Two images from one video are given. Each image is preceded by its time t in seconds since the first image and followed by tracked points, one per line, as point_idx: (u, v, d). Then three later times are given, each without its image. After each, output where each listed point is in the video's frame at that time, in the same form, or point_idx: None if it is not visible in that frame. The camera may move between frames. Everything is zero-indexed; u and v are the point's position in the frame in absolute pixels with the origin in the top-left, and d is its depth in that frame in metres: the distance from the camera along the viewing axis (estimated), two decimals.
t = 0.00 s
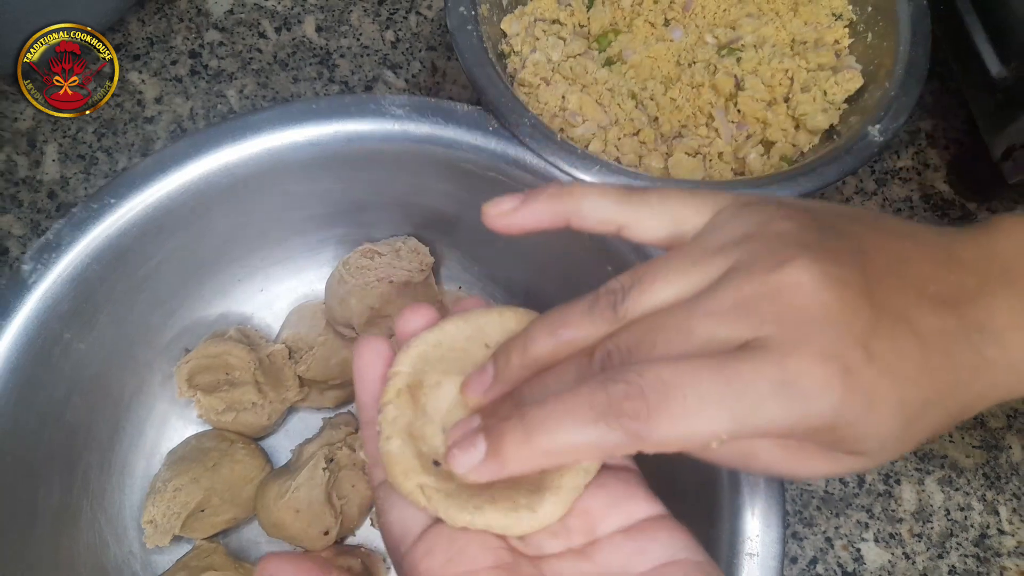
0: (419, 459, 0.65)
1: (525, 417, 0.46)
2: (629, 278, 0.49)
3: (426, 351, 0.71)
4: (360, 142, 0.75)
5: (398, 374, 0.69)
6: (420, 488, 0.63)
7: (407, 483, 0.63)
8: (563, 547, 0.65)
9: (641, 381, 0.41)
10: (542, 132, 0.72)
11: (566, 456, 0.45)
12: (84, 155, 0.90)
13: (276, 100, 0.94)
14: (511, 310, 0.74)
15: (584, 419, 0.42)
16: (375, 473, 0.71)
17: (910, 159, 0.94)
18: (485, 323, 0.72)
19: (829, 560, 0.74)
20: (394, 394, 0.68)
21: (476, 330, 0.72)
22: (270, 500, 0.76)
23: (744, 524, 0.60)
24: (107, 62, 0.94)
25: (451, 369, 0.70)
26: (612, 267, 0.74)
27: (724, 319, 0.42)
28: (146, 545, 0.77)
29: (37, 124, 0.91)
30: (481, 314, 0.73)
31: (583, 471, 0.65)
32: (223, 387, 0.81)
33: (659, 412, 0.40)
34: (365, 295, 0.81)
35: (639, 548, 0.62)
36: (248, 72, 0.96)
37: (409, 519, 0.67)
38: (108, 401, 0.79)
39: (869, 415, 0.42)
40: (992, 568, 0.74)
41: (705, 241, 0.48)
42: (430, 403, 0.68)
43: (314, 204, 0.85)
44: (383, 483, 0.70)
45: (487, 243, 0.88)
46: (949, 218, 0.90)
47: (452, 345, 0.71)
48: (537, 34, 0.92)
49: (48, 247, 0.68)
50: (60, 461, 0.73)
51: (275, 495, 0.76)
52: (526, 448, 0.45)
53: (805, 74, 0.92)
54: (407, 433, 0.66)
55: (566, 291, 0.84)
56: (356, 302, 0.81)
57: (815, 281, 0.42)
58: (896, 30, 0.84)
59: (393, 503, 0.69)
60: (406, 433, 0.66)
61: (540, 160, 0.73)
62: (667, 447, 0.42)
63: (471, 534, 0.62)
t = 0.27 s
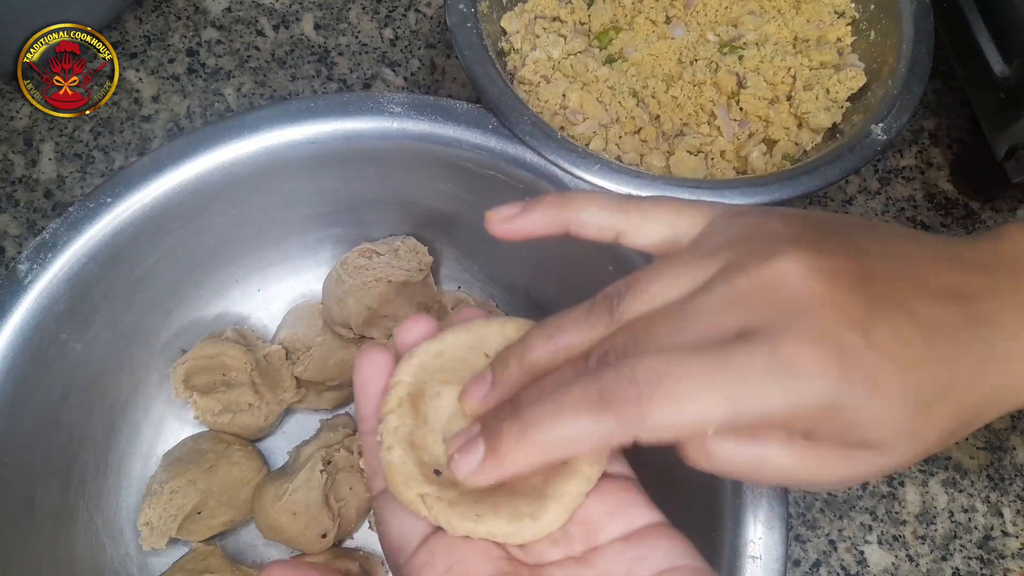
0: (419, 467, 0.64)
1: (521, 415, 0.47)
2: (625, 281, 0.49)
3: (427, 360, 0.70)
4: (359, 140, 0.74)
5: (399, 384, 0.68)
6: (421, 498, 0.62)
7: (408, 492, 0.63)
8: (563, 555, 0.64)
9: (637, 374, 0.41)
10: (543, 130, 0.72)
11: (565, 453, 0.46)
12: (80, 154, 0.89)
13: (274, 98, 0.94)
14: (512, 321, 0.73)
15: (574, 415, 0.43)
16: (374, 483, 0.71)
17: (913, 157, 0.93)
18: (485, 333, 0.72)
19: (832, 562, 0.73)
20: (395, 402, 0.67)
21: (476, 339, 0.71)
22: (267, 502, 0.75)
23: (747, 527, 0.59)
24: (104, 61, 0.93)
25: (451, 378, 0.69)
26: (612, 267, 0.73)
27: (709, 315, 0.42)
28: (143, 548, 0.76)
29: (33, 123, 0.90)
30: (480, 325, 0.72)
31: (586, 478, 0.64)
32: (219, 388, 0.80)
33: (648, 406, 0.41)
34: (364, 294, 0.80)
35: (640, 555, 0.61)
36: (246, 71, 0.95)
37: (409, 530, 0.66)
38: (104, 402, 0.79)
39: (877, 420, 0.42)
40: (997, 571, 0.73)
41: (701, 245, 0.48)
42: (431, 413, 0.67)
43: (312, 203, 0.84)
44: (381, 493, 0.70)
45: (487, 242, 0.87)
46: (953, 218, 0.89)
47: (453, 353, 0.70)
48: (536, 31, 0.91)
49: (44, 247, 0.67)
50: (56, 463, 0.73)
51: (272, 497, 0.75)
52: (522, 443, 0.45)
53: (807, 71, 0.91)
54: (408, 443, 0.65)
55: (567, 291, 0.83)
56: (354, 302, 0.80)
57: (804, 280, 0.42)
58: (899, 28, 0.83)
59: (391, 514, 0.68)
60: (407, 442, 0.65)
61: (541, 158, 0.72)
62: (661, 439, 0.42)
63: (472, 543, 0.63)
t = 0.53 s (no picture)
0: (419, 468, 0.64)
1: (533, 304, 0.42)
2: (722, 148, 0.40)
3: (426, 359, 0.68)
4: (359, 140, 0.74)
5: (398, 383, 0.66)
6: (421, 496, 0.62)
7: (408, 492, 0.63)
8: (563, 556, 0.65)
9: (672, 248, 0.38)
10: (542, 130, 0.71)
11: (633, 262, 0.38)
12: (80, 154, 0.89)
13: (274, 98, 0.94)
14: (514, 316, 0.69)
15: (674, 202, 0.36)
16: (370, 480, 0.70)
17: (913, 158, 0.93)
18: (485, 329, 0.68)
19: (832, 562, 0.73)
20: (394, 402, 0.66)
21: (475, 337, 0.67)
22: (267, 502, 0.75)
23: (746, 527, 0.60)
24: (105, 61, 0.93)
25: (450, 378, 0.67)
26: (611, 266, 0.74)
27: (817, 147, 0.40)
28: (143, 548, 0.77)
29: (33, 123, 0.90)
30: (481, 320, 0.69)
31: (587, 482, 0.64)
32: (219, 388, 0.81)
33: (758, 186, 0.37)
34: (364, 295, 0.80)
35: (641, 557, 0.62)
36: (246, 70, 0.95)
37: (408, 529, 0.66)
38: (104, 402, 0.79)
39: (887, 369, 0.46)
40: (996, 571, 0.73)
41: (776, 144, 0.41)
42: (431, 410, 0.67)
43: (312, 202, 0.85)
44: (379, 490, 0.69)
45: (487, 242, 0.87)
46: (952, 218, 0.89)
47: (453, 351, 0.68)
48: (536, 32, 0.91)
49: (44, 247, 0.67)
50: (56, 463, 0.73)
51: (272, 498, 0.75)
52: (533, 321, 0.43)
53: (807, 71, 0.91)
54: (407, 441, 0.65)
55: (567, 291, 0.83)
56: (354, 302, 0.80)
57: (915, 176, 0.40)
58: (899, 28, 0.84)
59: (389, 512, 0.68)
60: (406, 441, 0.65)
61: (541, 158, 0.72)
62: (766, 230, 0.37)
63: (468, 542, 0.63)
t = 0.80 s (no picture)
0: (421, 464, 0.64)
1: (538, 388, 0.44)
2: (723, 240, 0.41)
3: (429, 353, 0.69)
4: (359, 140, 0.74)
5: (400, 376, 0.68)
6: (423, 492, 0.63)
7: (411, 486, 0.63)
8: (566, 554, 0.65)
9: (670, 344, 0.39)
10: (542, 129, 0.70)
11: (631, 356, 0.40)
12: (80, 154, 0.89)
13: (274, 98, 0.94)
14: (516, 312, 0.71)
15: (672, 298, 0.37)
16: (370, 476, 0.71)
17: (912, 158, 0.93)
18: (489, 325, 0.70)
19: (832, 562, 0.73)
20: (396, 395, 0.67)
21: (479, 332, 0.70)
22: (267, 501, 0.75)
23: (746, 527, 0.60)
24: (105, 61, 0.93)
25: (452, 372, 0.68)
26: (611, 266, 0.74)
27: (811, 231, 0.41)
28: (143, 548, 0.77)
29: (33, 123, 0.90)
30: (484, 317, 0.71)
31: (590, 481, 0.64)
32: (220, 388, 0.80)
33: (753, 285, 0.38)
34: (364, 294, 0.80)
35: (644, 554, 0.62)
36: (246, 70, 0.95)
37: (410, 526, 0.67)
38: (104, 402, 0.79)
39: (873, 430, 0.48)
40: (996, 571, 0.73)
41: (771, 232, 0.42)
42: (433, 404, 0.67)
43: (312, 203, 0.85)
44: (379, 486, 0.70)
45: (487, 242, 0.87)
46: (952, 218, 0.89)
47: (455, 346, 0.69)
48: (536, 31, 0.91)
49: (44, 247, 0.67)
50: (56, 464, 0.73)
51: (272, 497, 0.75)
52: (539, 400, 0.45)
53: (807, 71, 0.91)
54: (409, 436, 0.65)
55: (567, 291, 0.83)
56: (354, 302, 0.80)
57: (907, 264, 0.40)
58: (899, 28, 0.83)
59: (390, 509, 0.68)
60: (408, 435, 0.65)
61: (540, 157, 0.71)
62: (757, 332, 0.39)
63: (471, 539, 0.63)
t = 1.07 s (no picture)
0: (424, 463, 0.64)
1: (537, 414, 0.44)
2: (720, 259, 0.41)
3: (432, 353, 0.69)
4: (359, 140, 0.74)
5: (404, 376, 0.68)
6: (427, 493, 0.62)
7: (414, 487, 0.62)
8: (569, 555, 0.65)
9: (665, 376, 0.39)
10: (542, 130, 0.70)
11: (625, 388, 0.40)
12: (80, 154, 0.89)
13: (274, 98, 0.94)
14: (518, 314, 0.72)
15: (662, 330, 0.37)
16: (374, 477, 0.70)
17: (912, 158, 0.93)
18: (492, 327, 0.71)
19: (832, 562, 0.73)
20: (400, 395, 0.66)
21: (482, 333, 0.70)
22: (267, 501, 0.75)
23: (746, 527, 0.60)
24: (105, 61, 0.93)
25: (455, 373, 0.69)
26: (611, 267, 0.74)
27: (802, 255, 0.41)
28: (144, 548, 0.77)
29: (34, 123, 0.90)
30: (488, 319, 0.71)
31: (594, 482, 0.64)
32: (220, 388, 0.80)
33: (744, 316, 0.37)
34: (365, 294, 0.80)
35: (649, 555, 0.62)
36: (246, 70, 0.95)
37: (414, 526, 0.66)
38: (104, 402, 0.79)
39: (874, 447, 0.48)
40: (996, 571, 0.73)
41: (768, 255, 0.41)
42: (437, 405, 0.67)
43: (312, 203, 0.85)
44: (383, 486, 0.69)
45: (488, 242, 0.87)
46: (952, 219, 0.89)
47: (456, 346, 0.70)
48: (536, 31, 0.91)
49: (44, 247, 0.67)
50: (55, 464, 0.73)
51: (272, 497, 0.75)
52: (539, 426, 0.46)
53: (807, 71, 0.91)
54: (413, 436, 0.65)
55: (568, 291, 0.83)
56: (354, 302, 0.80)
57: (902, 286, 0.40)
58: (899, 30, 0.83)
59: (393, 509, 0.68)
60: (412, 435, 0.65)
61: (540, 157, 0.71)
62: (746, 362, 0.39)
63: (476, 540, 0.63)
